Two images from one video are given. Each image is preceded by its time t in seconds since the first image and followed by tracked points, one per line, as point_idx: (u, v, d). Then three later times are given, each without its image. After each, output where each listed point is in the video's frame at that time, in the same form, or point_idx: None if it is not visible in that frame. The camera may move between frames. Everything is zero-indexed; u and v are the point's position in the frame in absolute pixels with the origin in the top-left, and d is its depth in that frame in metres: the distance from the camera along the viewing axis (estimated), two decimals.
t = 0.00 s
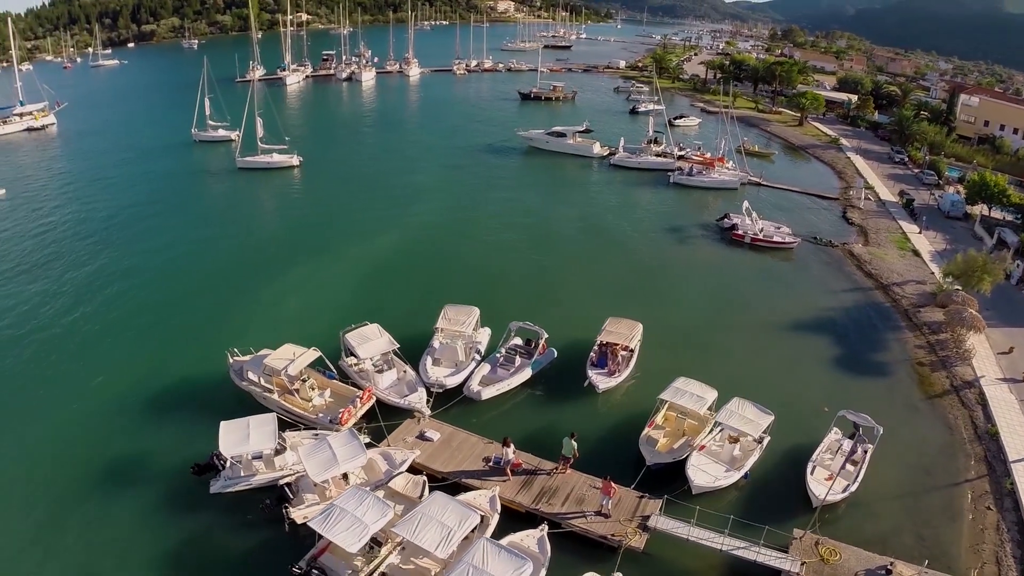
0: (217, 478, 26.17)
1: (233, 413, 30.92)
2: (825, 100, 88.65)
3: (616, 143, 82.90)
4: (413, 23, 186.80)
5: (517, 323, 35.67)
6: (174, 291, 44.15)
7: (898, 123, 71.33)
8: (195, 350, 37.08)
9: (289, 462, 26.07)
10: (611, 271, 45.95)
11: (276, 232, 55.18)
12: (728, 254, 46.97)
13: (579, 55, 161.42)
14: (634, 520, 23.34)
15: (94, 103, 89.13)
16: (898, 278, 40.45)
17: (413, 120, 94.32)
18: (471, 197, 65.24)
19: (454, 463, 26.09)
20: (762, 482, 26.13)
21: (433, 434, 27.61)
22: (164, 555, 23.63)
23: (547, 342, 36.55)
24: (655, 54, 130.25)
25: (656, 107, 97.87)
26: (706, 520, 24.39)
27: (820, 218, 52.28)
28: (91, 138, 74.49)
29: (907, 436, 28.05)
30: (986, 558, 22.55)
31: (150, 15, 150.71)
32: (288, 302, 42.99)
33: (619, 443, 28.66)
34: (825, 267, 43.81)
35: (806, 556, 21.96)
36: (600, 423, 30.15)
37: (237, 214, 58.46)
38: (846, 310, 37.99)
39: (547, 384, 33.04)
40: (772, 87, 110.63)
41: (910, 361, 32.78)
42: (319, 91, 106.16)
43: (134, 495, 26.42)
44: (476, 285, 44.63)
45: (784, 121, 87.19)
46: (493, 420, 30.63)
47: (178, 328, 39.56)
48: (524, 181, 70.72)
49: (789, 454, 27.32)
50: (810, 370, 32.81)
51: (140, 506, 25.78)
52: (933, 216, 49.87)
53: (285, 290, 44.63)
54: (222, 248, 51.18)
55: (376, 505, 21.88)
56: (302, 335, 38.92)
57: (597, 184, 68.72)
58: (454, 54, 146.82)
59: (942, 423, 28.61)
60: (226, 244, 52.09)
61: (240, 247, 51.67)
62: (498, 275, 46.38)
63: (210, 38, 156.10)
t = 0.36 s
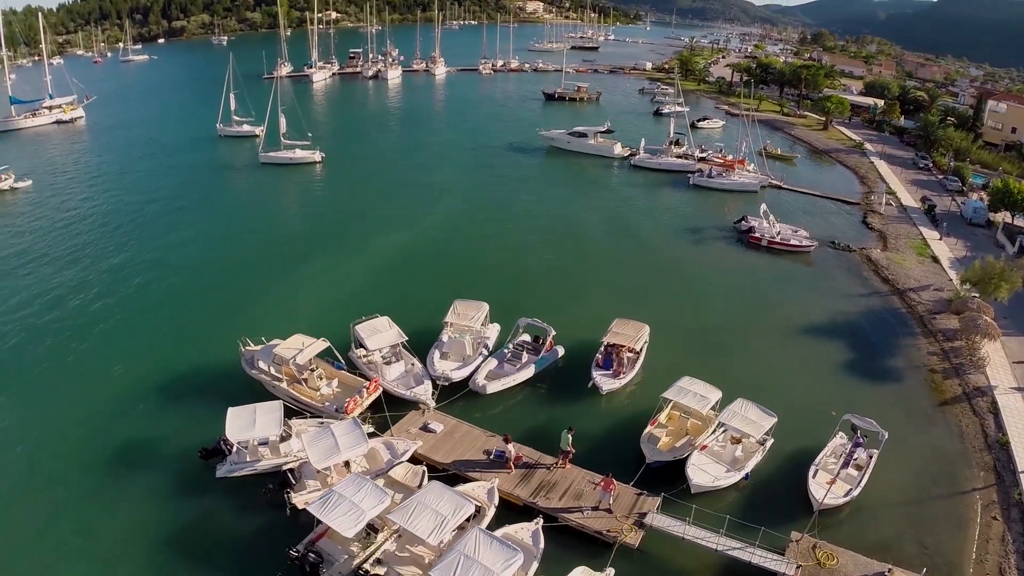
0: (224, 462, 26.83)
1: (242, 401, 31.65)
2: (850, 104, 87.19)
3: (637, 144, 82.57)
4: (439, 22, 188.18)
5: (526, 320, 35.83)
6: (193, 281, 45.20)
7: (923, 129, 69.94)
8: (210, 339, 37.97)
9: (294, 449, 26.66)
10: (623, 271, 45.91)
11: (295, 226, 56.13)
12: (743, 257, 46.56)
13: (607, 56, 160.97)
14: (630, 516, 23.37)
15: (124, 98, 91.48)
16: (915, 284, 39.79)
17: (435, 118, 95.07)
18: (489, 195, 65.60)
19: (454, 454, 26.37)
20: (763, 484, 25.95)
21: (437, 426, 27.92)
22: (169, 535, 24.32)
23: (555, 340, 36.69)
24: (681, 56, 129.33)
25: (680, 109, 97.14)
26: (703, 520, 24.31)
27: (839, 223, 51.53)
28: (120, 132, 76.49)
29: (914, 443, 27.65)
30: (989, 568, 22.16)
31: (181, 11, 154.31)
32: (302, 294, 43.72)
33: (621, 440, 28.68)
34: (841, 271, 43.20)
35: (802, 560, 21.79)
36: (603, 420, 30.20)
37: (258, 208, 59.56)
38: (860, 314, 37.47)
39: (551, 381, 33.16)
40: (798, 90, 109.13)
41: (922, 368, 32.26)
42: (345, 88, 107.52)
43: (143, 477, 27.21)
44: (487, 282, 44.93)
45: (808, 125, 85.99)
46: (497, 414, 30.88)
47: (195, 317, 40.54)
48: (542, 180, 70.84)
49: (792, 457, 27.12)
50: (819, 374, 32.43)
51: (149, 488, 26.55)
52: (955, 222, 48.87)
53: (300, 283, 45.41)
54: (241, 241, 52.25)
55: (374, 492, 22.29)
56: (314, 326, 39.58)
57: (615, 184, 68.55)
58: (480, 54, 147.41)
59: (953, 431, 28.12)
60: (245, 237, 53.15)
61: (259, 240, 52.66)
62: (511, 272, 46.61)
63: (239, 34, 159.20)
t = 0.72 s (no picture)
0: (230, 447, 27.47)
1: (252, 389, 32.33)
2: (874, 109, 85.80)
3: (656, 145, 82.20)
4: (465, 22, 189.53)
5: (533, 316, 36.00)
6: (210, 272, 46.26)
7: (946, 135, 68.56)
8: (224, 329, 38.88)
9: (298, 436, 27.25)
10: (634, 271, 45.85)
11: (312, 221, 57.06)
12: (756, 259, 46.18)
13: (632, 57, 160.41)
14: (626, 513, 23.40)
15: (153, 93, 93.67)
16: (930, 290, 39.20)
17: (455, 118, 95.68)
18: (505, 194, 65.94)
19: (455, 446, 26.67)
20: (763, 486, 25.79)
21: (439, 418, 28.24)
22: (174, 515, 25.02)
23: (562, 337, 36.84)
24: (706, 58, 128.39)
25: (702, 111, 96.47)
26: (700, 519, 24.28)
27: (856, 228, 50.85)
28: (147, 126, 78.39)
29: (921, 451, 27.33)
30: None
31: (210, 8, 157.62)
32: (315, 287, 44.46)
33: (622, 438, 28.74)
34: (856, 276, 42.64)
35: (797, 563, 21.57)
36: (606, 418, 30.30)
37: (277, 202, 60.67)
38: (874, 319, 36.98)
39: (555, 377, 33.29)
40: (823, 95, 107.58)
41: (933, 375, 31.82)
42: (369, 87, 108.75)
43: (153, 459, 28.00)
44: (498, 278, 45.26)
45: (830, 130, 84.83)
46: (500, 408, 31.12)
47: (210, 307, 41.53)
48: (559, 180, 70.92)
49: (794, 460, 26.93)
50: (827, 377, 32.13)
51: (157, 470, 27.28)
52: (975, 229, 47.95)
53: (314, 276, 46.16)
54: (259, 235, 53.25)
55: (371, 479, 22.69)
56: (325, 318, 40.26)
57: (633, 185, 68.37)
58: (503, 54, 147.97)
59: (961, 439, 27.76)
60: (263, 230, 54.18)
61: (276, 233, 53.64)
62: (522, 269, 46.82)
63: (267, 31, 162.10)
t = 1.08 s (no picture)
0: (234, 434, 28.07)
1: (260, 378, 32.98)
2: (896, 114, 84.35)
3: (675, 147, 81.76)
4: (489, 22, 190.42)
5: (538, 313, 36.16)
6: (225, 264, 47.17)
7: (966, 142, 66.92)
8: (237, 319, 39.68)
9: (301, 424, 27.75)
10: (643, 272, 45.79)
11: (328, 215, 57.85)
12: (769, 262, 45.82)
13: (656, 60, 159.74)
14: (620, 510, 23.44)
15: (179, 89, 95.61)
16: (944, 296, 38.65)
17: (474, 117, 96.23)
18: (520, 193, 66.19)
19: (454, 438, 26.94)
20: (761, 487, 25.66)
21: (440, 411, 28.53)
22: (178, 498, 25.65)
23: (567, 335, 36.97)
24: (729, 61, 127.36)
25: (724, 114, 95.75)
26: (695, 518, 24.24)
27: (872, 233, 50.19)
28: (172, 122, 80.08)
29: (926, 457, 27.01)
30: None
31: (237, 6, 160.40)
32: (327, 280, 45.13)
33: (622, 436, 28.77)
34: (869, 281, 42.09)
35: (789, 565, 21.46)
36: (607, 416, 30.35)
37: (295, 197, 61.62)
38: (885, 325, 36.55)
39: (559, 374, 33.43)
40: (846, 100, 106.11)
41: (942, 381, 31.44)
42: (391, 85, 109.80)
43: (159, 443, 28.70)
44: (508, 276, 45.51)
45: (852, 134, 83.69)
46: (503, 403, 31.32)
47: (223, 298, 42.35)
48: (574, 180, 70.94)
49: (794, 463, 26.78)
50: (834, 381, 31.83)
51: (163, 453, 28.00)
52: (994, 237, 47.09)
53: (327, 270, 46.85)
54: (275, 228, 54.16)
55: (367, 468, 23.07)
56: (335, 311, 40.89)
57: (649, 187, 68.15)
58: (526, 55, 148.26)
59: (967, 447, 27.42)
60: (280, 225, 55.07)
61: (291, 228, 54.48)
62: (532, 267, 47.03)
63: (293, 29, 164.38)
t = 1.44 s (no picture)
0: (239, 421, 28.65)
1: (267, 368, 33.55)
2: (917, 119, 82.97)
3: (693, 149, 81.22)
4: (511, 22, 190.95)
5: (544, 310, 36.29)
6: (240, 257, 48.03)
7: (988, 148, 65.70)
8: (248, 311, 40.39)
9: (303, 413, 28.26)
10: (653, 272, 45.65)
11: (343, 211, 58.55)
12: (781, 265, 45.37)
13: (679, 62, 158.79)
14: (614, 507, 23.47)
15: (203, 85, 97.30)
16: (958, 303, 38.10)
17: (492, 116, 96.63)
18: (534, 192, 66.32)
19: (453, 430, 27.21)
20: (758, 488, 25.50)
21: (441, 403, 28.82)
22: (181, 482, 26.24)
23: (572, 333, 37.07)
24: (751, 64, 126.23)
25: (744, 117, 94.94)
26: (689, 517, 24.18)
27: (887, 237, 49.49)
28: (195, 117, 81.57)
29: (929, 462, 26.68)
30: None
31: (263, 3, 162.65)
32: (338, 274, 45.70)
33: (621, 434, 28.80)
34: (882, 285, 41.55)
35: (781, 566, 21.33)
36: (607, 413, 30.40)
37: (311, 193, 62.46)
38: (895, 330, 36.06)
39: (561, 372, 33.51)
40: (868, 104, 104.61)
41: (951, 388, 31.01)
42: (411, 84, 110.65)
43: (166, 429, 29.35)
44: (517, 273, 45.71)
45: (872, 139, 82.49)
46: (504, 399, 31.50)
47: (236, 290, 43.10)
48: (589, 180, 70.88)
49: (794, 465, 26.58)
50: (839, 384, 31.50)
51: (169, 438, 28.68)
52: (1012, 244, 46.24)
53: (338, 264, 47.44)
54: (290, 223, 54.98)
55: (364, 456, 23.43)
56: (344, 305, 41.41)
57: (664, 188, 67.82)
58: (548, 55, 148.27)
59: (972, 454, 27.02)
60: (295, 220, 55.90)
61: (306, 223, 55.27)
62: (541, 266, 47.18)
63: (318, 27, 166.26)
